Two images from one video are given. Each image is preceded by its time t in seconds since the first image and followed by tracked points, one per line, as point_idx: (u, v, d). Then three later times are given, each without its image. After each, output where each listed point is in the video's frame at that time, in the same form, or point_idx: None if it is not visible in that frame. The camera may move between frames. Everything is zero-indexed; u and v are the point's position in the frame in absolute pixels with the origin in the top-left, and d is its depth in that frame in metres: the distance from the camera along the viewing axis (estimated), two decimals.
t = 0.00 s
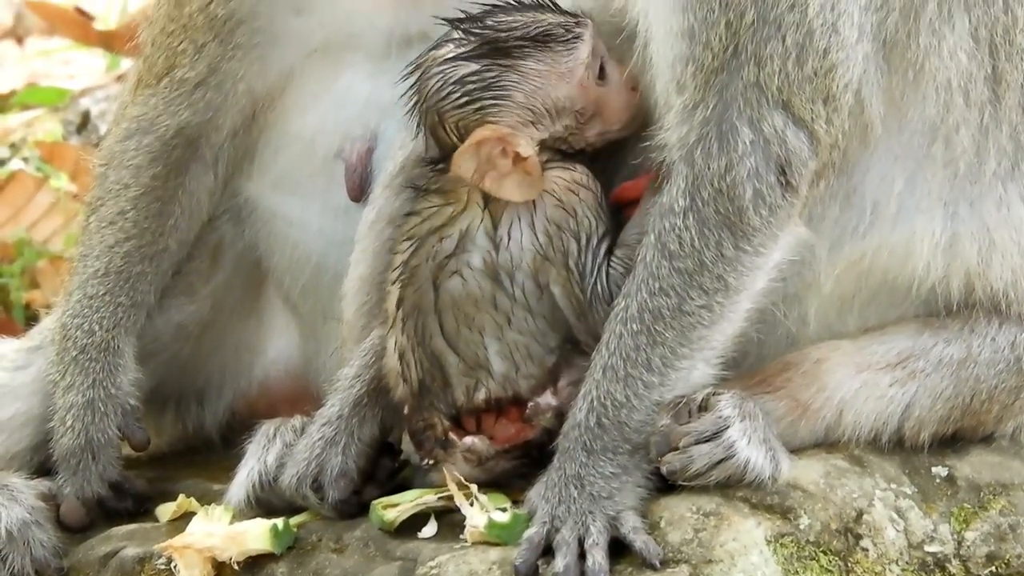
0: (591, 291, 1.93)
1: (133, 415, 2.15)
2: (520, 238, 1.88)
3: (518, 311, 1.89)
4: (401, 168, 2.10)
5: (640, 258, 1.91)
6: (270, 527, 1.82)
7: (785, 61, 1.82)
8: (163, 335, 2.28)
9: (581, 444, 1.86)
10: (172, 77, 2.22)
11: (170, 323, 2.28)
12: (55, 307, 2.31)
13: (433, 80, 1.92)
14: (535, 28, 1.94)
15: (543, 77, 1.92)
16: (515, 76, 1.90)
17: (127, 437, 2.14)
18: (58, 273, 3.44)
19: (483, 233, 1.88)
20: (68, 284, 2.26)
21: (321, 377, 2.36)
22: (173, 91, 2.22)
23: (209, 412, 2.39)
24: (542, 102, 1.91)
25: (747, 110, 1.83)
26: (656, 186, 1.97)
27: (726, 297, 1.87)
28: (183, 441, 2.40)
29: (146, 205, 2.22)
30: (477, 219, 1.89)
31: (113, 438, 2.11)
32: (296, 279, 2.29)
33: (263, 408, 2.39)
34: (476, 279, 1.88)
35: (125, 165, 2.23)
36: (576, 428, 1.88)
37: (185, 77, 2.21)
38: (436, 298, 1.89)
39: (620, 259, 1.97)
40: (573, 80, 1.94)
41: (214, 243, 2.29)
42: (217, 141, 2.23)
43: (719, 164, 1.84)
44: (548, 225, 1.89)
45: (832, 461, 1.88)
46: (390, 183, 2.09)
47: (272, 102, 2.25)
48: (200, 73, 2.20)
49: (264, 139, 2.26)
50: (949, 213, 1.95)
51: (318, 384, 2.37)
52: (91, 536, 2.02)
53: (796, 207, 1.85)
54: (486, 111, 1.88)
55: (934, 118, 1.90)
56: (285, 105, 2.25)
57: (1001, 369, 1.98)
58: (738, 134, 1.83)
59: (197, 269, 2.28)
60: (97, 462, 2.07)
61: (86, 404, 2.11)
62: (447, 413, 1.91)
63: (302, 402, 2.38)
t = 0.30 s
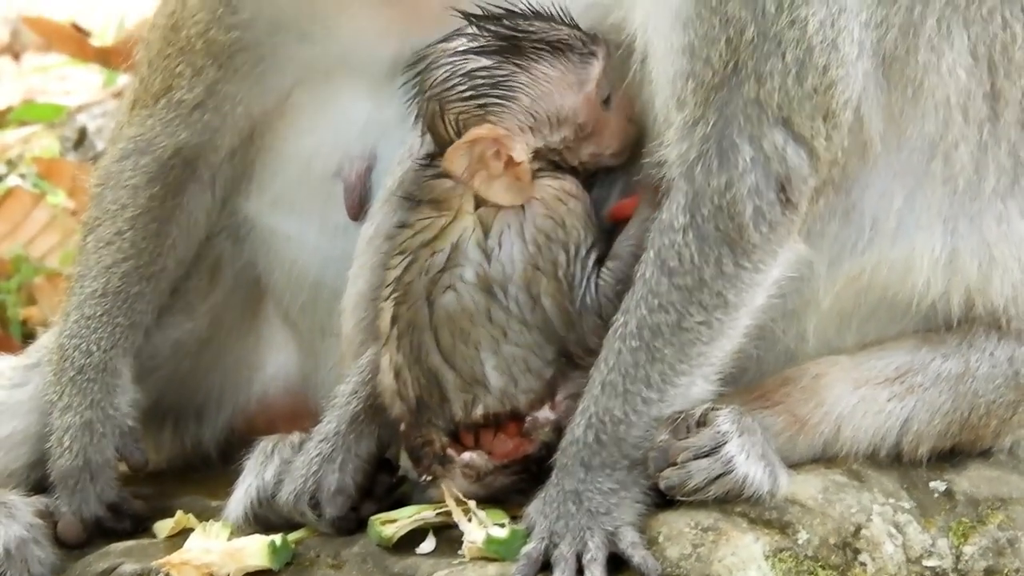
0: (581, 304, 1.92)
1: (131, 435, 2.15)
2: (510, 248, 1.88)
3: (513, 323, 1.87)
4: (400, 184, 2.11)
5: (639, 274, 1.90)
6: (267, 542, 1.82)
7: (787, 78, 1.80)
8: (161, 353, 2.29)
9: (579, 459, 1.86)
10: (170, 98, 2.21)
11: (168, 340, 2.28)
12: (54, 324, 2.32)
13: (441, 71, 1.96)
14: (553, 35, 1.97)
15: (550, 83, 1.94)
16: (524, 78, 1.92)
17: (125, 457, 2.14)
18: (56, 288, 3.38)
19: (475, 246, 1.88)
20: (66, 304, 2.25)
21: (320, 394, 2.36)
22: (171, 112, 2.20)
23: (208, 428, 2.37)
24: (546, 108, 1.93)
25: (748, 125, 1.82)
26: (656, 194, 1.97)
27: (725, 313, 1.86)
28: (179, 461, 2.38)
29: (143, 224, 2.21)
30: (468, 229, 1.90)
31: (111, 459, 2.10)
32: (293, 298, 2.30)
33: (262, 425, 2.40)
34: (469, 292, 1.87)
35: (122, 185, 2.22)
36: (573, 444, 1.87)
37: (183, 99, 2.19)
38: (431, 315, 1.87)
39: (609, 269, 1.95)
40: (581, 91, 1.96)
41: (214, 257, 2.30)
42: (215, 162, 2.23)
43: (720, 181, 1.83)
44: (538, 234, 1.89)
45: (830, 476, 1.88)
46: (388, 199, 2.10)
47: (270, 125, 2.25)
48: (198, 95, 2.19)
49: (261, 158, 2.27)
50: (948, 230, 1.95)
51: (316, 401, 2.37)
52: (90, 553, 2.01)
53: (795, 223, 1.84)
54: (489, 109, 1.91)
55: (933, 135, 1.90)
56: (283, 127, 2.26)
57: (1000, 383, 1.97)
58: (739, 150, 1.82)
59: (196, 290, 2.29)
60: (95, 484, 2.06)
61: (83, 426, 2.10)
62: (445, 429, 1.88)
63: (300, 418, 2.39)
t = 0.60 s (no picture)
0: (561, 329, 1.92)
1: (113, 456, 2.17)
2: (493, 266, 1.88)
3: (493, 347, 1.87)
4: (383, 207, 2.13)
5: (621, 296, 1.90)
6: (248, 563, 1.81)
7: (767, 101, 1.81)
8: (142, 375, 2.29)
9: (560, 481, 1.86)
10: (151, 120, 2.24)
11: (149, 361, 2.29)
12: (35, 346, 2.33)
13: (475, 66, 1.95)
14: (589, 67, 2.00)
15: (573, 111, 1.96)
16: (554, 97, 1.93)
17: (107, 478, 2.16)
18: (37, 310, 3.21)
19: (458, 262, 1.88)
20: (47, 325, 2.27)
21: (302, 417, 2.37)
22: (152, 134, 2.23)
23: (190, 450, 2.38)
24: (563, 135, 1.94)
25: (728, 148, 1.81)
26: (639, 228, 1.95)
27: (706, 335, 1.85)
28: (160, 482, 2.38)
29: (124, 245, 2.23)
30: (454, 243, 1.89)
31: (91, 480, 2.11)
32: (275, 321, 2.31)
33: (244, 447, 2.40)
34: (450, 312, 1.87)
35: (103, 207, 2.25)
36: (556, 466, 1.87)
37: (164, 122, 2.23)
38: (410, 335, 1.87)
39: (590, 296, 1.96)
40: (601, 128, 1.99)
41: (195, 281, 2.32)
42: (197, 185, 2.26)
43: (700, 203, 1.82)
44: (522, 255, 1.88)
45: (812, 499, 1.88)
46: (371, 222, 2.11)
47: (252, 148, 2.28)
48: (179, 117, 2.22)
49: (244, 182, 2.29)
50: (930, 255, 1.95)
51: (298, 423, 2.38)
52: None
53: (776, 246, 1.84)
54: (511, 113, 1.89)
55: (916, 158, 1.90)
56: (264, 150, 2.28)
57: (982, 407, 1.98)
58: (719, 173, 1.81)
59: (176, 310, 2.31)
60: (75, 504, 2.07)
61: (64, 446, 2.12)
62: (427, 452, 1.88)
63: (283, 441, 2.40)
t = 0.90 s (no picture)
0: (548, 347, 1.91)
1: (101, 469, 2.19)
2: (482, 279, 1.87)
3: (477, 361, 1.86)
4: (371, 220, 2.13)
5: (610, 310, 1.89)
6: None
7: (754, 115, 1.80)
8: (130, 389, 2.31)
9: (550, 495, 1.85)
10: (139, 134, 2.27)
11: (136, 376, 2.31)
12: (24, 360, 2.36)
13: (514, 74, 1.96)
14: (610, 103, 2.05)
15: (592, 143, 1.98)
16: (582, 122, 1.97)
17: (94, 491, 2.18)
18: (25, 323, 3.18)
19: (447, 273, 1.88)
20: (36, 338, 2.30)
21: (289, 431, 2.40)
22: (139, 148, 2.27)
23: (178, 464, 2.41)
24: (577, 164, 1.97)
25: (716, 163, 1.81)
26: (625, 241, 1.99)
27: (695, 350, 1.85)
28: (149, 494, 2.40)
29: (112, 259, 2.26)
30: (445, 253, 1.89)
31: (80, 492, 2.14)
32: (264, 333, 2.34)
33: (231, 461, 2.43)
34: (436, 325, 1.86)
35: (91, 220, 2.27)
36: (544, 480, 1.87)
37: (152, 136, 2.26)
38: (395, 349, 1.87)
39: (579, 313, 1.95)
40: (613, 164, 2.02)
41: (182, 295, 2.34)
42: (184, 199, 2.28)
43: (689, 218, 1.82)
44: (511, 269, 1.88)
45: (801, 513, 1.87)
46: (361, 234, 2.12)
47: (238, 161, 2.29)
48: (168, 131, 2.25)
49: (231, 197, 2.31)
50: (920, 270, 1.94)
51: (285, 436, 2.41)
52: None
53: (766, 261, 1.84)
54: (541, 126, 1.91)
55: (906, 173, 1.89)
56: (253, 164, 2.30)
57: (971, 422, 1.98)
58: (707, 188, 1.81)
59: (164, 323, 2.33)
60: (63, 517, 2.09)
61: (53, 458, 2.14)
62: (415, 468, 1.88)
63: (270, 454, 2.43)
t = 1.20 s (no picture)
0: (535, 353, 1.90)
1: (93, 476, 2.23)
2: (468, 281, 1.87)
3: (465, 365, 1.87)
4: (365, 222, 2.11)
5: (603, 317, 1.90)
6: None
7: (746, 120, 1.80)
8: (122, 396, 2.33)
9: (542, 503, 1.86)
10: (133, 140, 2.28)
11: (129, 383, 2.33)
12: (17, 367, 2.39)
13: (499, 78, 2.01)
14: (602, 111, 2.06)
15: (580, 145, 2.00)
16: (567, 120, 1.99)
17: (87, 498, 2.22)
18: (18, 330, 3.23)
19: (433, 274, 1.88)
20: (28, 344, 2.32)
21: (281, 437, 2.41)
22: (133, 154, 2.28)
23: (170, 471, 2.43)
24: (562, 163, 1.98)
25: (708, 169, 1.81)
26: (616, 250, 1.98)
27: (688, 357, 1.85)
28: (141, 500, 2.42)
29: (106, 266, 2.28)
30: (431, 255, 1.90)
31: (72, 500, 2.19)
32: (258, 340, 2.35)
33: (225, 467, 2.45)
34: (422, 326, 1.87)
35: (84, 227, 2.29)
36: (537, 487, 1.87)
37: (146, 142, 2.27)
38: (383, 353, 1.87)
39: (567, 319, 1.94)
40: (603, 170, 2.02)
41: (174, 303, 2.35)
42: (178, 206, 2.29)
43: (682, 225, 1.83)
44: (498, 273, 1.88)
45: (793, 520, 1.88)
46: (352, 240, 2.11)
47: (233, 168, 2.30)
48: (161, 137, 2.26)
49: (224, 203, 2.32)
50: (913, 277, 1.94)
51: (279, 443, 2.41)
52: None
53: (758, 267, 1.84)
54: (523, 121, 1.94)
55: (899, 179, 1.90)
56: (247, 171, 2.31)
57: (964, 430, 1.98)
58: (700, 195, 1.82)
59: (157, 330, 2.34)
60: (56, 524, 2.15)
61: (46, 466, 2.18)
62: (408, 475, 1.88)
63: (263, 460, 2.44)
